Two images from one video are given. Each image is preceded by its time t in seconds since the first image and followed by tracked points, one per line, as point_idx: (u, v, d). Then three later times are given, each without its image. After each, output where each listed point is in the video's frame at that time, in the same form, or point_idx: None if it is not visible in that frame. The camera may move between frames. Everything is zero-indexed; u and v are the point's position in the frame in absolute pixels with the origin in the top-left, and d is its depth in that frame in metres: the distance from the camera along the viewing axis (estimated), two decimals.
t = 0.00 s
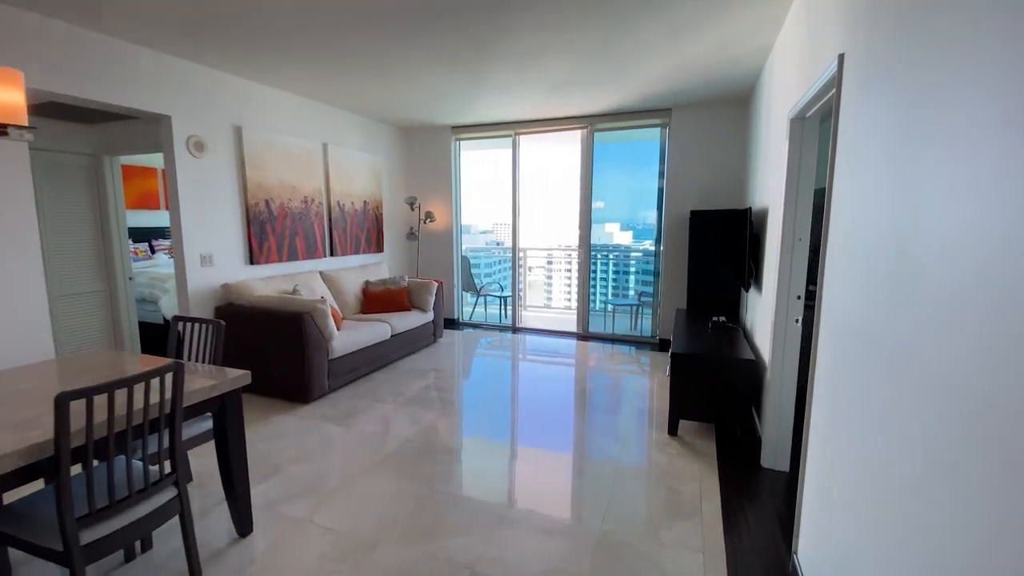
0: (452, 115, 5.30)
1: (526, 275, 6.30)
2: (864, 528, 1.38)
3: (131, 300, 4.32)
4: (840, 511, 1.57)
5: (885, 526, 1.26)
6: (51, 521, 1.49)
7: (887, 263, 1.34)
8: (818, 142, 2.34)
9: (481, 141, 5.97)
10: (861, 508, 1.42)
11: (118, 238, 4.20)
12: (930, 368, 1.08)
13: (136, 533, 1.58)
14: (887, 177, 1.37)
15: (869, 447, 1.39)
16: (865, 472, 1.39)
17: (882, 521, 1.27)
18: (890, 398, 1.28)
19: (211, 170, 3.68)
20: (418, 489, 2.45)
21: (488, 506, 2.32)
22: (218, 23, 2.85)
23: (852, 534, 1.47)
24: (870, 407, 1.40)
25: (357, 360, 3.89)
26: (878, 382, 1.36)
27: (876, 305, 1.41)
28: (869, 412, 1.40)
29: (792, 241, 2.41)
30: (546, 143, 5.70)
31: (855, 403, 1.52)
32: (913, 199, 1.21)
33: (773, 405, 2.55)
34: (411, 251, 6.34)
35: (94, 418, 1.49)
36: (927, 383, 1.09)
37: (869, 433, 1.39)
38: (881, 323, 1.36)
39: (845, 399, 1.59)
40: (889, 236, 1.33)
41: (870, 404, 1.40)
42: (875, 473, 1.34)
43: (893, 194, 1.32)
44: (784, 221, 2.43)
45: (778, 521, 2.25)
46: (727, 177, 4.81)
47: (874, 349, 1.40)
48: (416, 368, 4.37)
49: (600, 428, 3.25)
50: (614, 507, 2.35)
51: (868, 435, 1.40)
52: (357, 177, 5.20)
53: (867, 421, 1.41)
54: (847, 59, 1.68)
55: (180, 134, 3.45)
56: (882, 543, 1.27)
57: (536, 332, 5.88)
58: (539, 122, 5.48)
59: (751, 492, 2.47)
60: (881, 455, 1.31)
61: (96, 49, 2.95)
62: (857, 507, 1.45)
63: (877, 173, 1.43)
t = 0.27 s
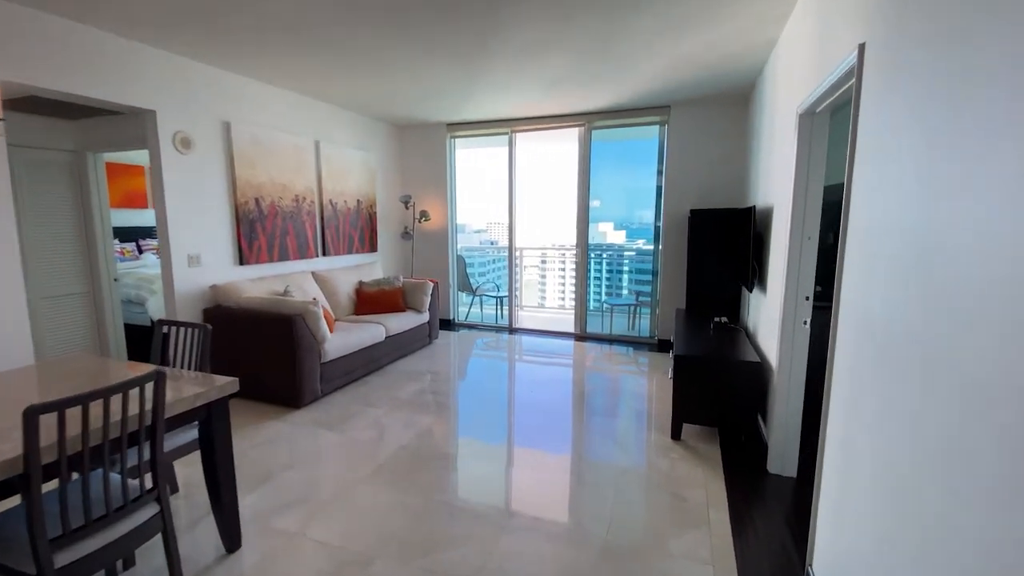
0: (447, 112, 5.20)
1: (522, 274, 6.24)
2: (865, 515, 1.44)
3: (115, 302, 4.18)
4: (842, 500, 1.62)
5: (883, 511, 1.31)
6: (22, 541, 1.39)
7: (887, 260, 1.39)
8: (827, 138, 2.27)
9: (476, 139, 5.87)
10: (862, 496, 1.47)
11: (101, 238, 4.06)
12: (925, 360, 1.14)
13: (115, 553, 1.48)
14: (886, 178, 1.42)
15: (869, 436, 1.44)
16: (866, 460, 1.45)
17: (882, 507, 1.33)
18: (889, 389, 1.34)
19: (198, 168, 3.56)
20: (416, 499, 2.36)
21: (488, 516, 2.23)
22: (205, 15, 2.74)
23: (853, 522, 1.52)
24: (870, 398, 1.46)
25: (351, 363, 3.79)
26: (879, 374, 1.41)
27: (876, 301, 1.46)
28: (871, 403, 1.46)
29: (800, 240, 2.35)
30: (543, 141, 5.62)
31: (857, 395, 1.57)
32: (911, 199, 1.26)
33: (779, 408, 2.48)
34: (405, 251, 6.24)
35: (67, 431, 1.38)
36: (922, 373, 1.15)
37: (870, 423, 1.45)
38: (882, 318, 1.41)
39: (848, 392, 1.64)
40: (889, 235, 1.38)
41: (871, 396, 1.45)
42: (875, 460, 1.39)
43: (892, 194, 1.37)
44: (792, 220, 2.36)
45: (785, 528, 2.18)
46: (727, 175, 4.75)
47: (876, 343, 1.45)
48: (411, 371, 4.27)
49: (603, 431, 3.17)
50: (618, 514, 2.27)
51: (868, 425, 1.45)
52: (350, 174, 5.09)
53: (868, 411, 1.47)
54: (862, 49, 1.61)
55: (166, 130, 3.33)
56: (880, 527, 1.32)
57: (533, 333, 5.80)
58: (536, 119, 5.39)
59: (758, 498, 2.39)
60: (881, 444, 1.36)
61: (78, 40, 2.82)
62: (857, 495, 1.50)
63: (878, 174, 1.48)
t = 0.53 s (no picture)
0: (443, 109, 5.08)
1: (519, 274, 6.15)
2: (876, 499, 1.51)
3: (99, 305, 4.00)
4: (862, 504, 1.60)
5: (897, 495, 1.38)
6: None
7: (899, 257, 1.45)
8: (844, 134, 2.19)
9: (473, 137, 5.76)
10: (873, 481, 1.54)
11: (83, 238, 3.87)
12: (941, 350, 1.20)
13: None
14: (910, 177, 1.40)
15: (880, 423, 1.51)
16: (877, 446, 1.52)
17: (894, 489, 1.40)
18: (915, 389, 1.32)
19: (186, 166, 3.42)
20: (416, 512, 2.25)
21: (493, 530, 2.12)
22: (192, 6, 2.61)
23: (864, 505, 1.59)
24: (881, 387, 1.53)
25: (346, 367, 3.67)
26: (890, 365, 1.48)
27: (887, 296, 1.52)
28: (881, 392, 1.53)
29: (816, 240, 2.26)
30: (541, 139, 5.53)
31: (866, 386, 1.64)
32: (927, 198, 1.31)
33: (793, 414, 2.40)
34: (401, 251, 6.12)
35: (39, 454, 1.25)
36: (938, 364, 1.21)
37: (881, 411, 1.52)
38: (893, 311, 1.47)
39: (856, 382, 1.71)
40: (902, 233, 1.44)
41: (882, 385, 1.52)
42: (886, 446, 1.46)
43: (906, 194, 1.42)
44: (806, 219, 2.28)
45: (802, 539, 2.10)
46: (729, 174, 4.68)
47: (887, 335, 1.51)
48: (408, 374, 4.16)
49: (600, 434, 3.11)
50: (628, 526, 2.18)
51: (878, 413, 1.52)
52: (343, 173, 4.96)
53: (879, 400, 1.54)
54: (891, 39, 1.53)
55: (152, 127, 3.19)
56: (894, 510, 1.39)
57: (531, 334, 5.70)
58: (534, 116, 5.29)
59: (771, 509, 2.30)
60: (906, 446, 1.34)
61: (58, 32, 2.68)
62: (868, 480, 1.57)
63: (888, 174, 1.54)
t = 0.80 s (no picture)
0: (437, 105, 4.97)
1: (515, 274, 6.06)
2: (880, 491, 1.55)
3: (80, 307, 3.86)
4: (890, 526, 1.48)
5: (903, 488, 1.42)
6: None
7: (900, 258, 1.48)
8: (856, 130, 2.12)
9: (467, 134, 5.66)
10: (888, 482, 1.51)
11: (64, 238, 3.75)
12: (943, 350, 1.24)
13: None
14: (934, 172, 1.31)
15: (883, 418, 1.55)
16: (891, 447, 1.49)
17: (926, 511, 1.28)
18: (946, 400, 1.21)
19: (170, 162, 3.29)
20: (414, 524, 2.15)
21: (495, 542, 2.03)
22: None
23: (877, 507, 1.57)
24: (883, 382, 1.57)
25: (338, 371, 3.56)
26: (916, 373, 1.37)
27: (898, 292, 1.50)
28: (907, 403, 1.42)
29: (826, 239, 2.20)
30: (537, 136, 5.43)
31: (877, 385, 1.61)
32: (931, 200, 1.33)
33: (802, 418, 2.34)
34: (394, 250, 6.00)
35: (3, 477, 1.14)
36: (939, 364, 1.26)
37: (886, 407, 1.55)
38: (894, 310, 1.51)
39: (878, 393, 1.60)
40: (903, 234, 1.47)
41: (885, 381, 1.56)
42: (901, 446, 1.43)
43: (909, 195, 1.45)
44: (816, 218, 2.21)
45: (814, 548, 2.02)
46: (727, 173, 4.62)
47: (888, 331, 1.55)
48: (403, 378, 4.05)
49: (597, 435, 3.06)
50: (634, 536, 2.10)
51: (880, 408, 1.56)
52: (335, 171, 4.83)
53: (892, 400, 1.51)
54: (913, 30, 1.44)
55: (135, 122, 3.05)
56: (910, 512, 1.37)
57: (527, 335, 5.61)
58: (530, 113, 5.20)
59: (779, 517, 2.22)
60: (938, 463, 1.23)
61: (33, 22, 2.54)
62: (875, 474, 1.60)
63: (908, 169, 1.45)
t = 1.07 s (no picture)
0: (427, 100, 4.86)
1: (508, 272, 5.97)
2: (893, 495, 1.49)
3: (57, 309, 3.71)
4: (911, 540, 1.38)
5: (916, 494, 1.37)
6: None
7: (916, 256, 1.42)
8: (861, 123, 2.05)
9: (459, 130, 5.55)
10: (908, 494, 1.41)
11: (39, 237, 3.58)
12: (964, 354, 1.18)
13: None
14: (958, 161, 1.23)
15: (895, 420, 1.50)
16: (913, 456, 1.39)
17: (957, 527, 1.18)
18: (981, 406, 1.11)
19: (149, 158, 3.15)
20: (408, 534, 2.06)
21: (492, 552, 1.94)
22: None
23: (896, 520, 1.47)
24: (893, 384, 1.51)
25: (328, 373, 3.46)
26: (942, 377, 1.27)
27: (917, 290, 1.41)
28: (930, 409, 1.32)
29: (830, 235, 2.13)
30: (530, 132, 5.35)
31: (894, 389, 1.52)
32: (951, 195, 1.26)
33: (805, 418, 2.28)
34: (384, 249, 5.89)
35: None
36: (959, 368, 1.20)
37: (896, 409, 1.50)
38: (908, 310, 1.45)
39: (895, 398, 1.51)
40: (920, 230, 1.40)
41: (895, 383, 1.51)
42: (925, 455, 1.33)
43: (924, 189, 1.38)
44: (820, 213, 2.15)
45: (822, 553, 1.95)
46: (723, 169, 4.57)
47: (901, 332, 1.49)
48: (394, 379, 3.95)
49: (594, 437, 2.98)
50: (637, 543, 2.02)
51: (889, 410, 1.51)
52: (323, 167, 4.71)
53: (912, 405, 1.41)
54: (929, 15, 1.38)
55: (112, 115, 2.92)
56: (936, 527, 1.27)
57: (521, 334, 5.53)
58: (523, 109, 5.11)
59: (784, 520, 2.15)
60: (973, 475, 1.13)
61: None
62: (882, 477, 1.56)
63: (926, 159, 1.37)
